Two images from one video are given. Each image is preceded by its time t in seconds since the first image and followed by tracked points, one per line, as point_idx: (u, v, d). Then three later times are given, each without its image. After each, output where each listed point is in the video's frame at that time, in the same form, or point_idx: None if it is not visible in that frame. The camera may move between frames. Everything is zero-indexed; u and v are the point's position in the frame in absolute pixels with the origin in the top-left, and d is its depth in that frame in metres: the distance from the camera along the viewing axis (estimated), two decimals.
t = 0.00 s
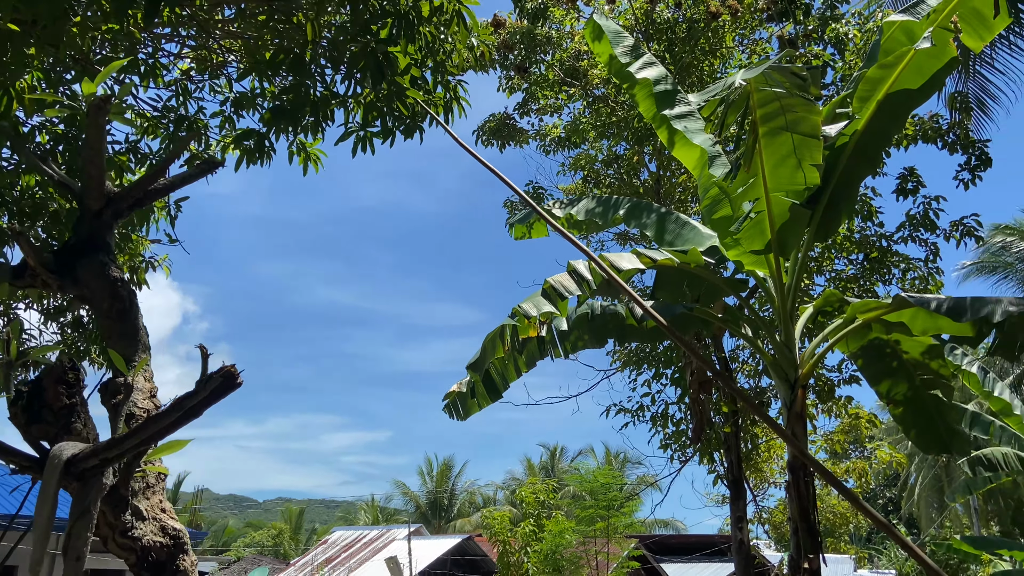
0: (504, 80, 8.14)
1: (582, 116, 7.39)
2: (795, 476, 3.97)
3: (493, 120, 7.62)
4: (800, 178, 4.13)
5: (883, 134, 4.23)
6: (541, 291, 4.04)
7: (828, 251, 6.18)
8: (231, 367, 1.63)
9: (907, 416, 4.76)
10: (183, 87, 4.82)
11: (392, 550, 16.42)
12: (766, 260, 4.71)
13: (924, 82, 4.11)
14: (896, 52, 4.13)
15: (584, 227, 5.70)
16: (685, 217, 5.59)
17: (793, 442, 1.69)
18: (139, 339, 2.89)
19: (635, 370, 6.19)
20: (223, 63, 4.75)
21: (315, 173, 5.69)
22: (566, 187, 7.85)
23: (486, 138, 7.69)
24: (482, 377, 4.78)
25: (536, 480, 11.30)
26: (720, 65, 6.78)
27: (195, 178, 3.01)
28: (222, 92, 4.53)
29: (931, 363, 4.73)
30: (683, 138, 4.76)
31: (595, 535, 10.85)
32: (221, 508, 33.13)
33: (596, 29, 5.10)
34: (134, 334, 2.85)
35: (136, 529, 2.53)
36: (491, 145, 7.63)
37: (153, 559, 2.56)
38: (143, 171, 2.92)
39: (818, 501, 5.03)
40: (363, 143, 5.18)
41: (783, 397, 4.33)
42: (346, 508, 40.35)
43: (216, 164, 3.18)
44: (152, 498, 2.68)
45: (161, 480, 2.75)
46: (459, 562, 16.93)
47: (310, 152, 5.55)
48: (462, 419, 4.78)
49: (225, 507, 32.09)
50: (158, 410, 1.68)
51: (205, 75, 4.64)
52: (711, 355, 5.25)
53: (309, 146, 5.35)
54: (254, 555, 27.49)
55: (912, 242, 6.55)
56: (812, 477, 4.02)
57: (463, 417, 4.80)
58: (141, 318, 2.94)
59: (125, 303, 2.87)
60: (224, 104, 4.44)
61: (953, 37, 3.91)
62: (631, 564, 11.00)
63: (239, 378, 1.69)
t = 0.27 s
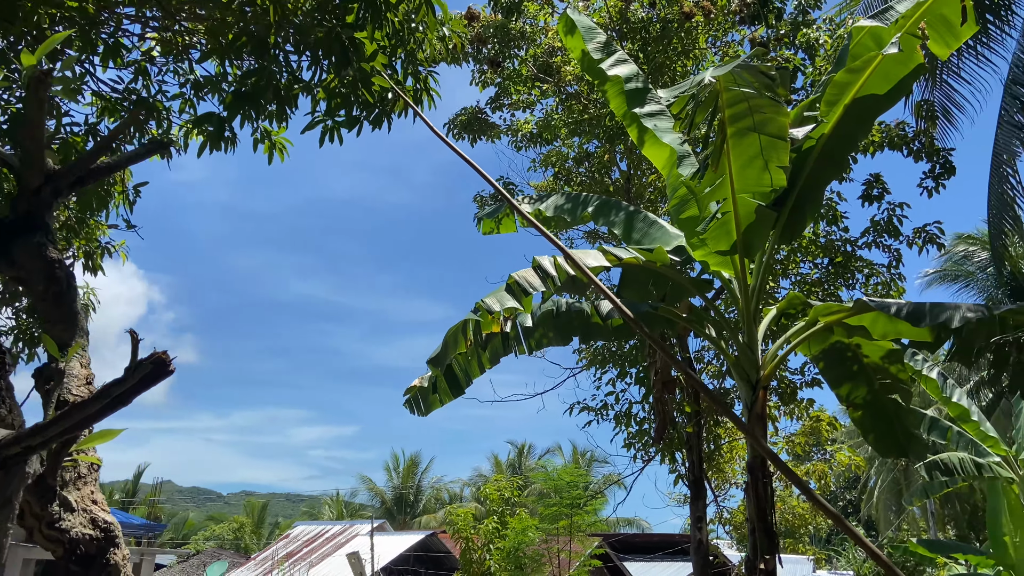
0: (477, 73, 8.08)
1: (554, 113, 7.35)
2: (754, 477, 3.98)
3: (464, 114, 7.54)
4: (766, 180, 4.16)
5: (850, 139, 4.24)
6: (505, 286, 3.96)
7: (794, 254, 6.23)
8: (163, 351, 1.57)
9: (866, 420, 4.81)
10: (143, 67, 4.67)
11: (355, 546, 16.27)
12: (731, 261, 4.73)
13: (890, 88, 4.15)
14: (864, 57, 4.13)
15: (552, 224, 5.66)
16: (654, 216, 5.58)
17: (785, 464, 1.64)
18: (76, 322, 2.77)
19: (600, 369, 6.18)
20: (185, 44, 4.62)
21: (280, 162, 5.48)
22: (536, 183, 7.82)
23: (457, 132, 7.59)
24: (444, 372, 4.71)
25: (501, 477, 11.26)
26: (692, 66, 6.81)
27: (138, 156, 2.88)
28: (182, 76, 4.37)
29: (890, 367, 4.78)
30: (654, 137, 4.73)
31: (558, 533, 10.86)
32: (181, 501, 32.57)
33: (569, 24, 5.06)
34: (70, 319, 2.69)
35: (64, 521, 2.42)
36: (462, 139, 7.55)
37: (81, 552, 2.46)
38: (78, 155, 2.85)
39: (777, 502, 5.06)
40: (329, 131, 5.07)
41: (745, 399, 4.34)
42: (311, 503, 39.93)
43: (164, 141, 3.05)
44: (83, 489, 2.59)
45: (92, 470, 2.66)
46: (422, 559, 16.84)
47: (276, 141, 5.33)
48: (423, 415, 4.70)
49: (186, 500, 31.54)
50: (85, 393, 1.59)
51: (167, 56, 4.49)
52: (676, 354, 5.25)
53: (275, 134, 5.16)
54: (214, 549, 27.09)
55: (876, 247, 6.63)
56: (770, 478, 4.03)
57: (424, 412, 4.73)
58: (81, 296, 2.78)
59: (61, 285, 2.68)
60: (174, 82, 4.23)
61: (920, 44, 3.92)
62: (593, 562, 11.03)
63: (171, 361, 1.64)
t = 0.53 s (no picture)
0: (458, 80, 8.05)
1: (535, 120, 7.32)
2: (729, 489, 3.91)
3: (445, 120, 7.49)
4: (743, 188, 4.12)
5: (826, 149, 4.22)
6: (477, 291, 3.86)
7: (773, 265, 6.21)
8: (86, 355, 1.76)
9: (843, 433, 4.77)
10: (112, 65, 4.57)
11: (333, 558, 16.01)
12: (708, 270, 4.69)
13: (866, 99, 4.15)
14: (841, 66, 4.09)
15: (531, 231, 5.60)
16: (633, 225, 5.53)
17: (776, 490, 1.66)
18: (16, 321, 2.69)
19: (578, 378, 6.11)
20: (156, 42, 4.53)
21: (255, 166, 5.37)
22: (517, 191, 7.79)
23: (437, 138, 7.52)
24: (416, 380, 4.62)
25: (481, 489, 11.14)
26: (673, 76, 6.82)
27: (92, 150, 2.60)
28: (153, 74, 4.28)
29: (868, 380, 4.75)
30: (631, 145, 4.68)
31: (537, 546, 10.74)
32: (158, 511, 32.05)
33: (548, 30, 5.03)
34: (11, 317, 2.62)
35: None
36: (442, 145, 7.49)
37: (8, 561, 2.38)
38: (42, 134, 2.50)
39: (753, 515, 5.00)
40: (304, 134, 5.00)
41: (720, 410, 4.28)
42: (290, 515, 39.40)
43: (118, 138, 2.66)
44: (14, 495, 2.50)
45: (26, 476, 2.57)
46: (402, 572, 16.61)
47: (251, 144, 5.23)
48: (394, 423, 4.60)
49: (163, 511, 31.03)
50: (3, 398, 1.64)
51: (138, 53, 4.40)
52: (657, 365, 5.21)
53: (249, 138, 5.06)
54: (190, 561, 26.61)
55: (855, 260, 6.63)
56: (745, 491, 3.97)
57: (396, 420, 4.63)
58: (22, 295, 2.71)
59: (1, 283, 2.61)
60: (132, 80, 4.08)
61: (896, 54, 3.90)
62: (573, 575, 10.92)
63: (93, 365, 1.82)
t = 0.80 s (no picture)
0: (471, 98, 8.09)
1: (548, 135, 7.31)
2: (755, 505, 3.77)
3: (458, 138, 7.52)
4: (758, 195, 4.03)
5: (844, 151, 4.11)
6: (487, 307, 3.81)
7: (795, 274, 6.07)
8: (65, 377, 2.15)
9: (874, 445, 4.58)
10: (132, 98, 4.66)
11: None
12: (727, 279, 4.57)
13: (883, 99, 4.02)
14: (856, 66, 3.98)
15: (547, 245, 5.53)
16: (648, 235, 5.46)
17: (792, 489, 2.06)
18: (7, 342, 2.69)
19: (599, 394, 6.00)
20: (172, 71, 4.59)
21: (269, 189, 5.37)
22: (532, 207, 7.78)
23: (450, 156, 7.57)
24: (431, 399, 4.55)
25: (507, 509, 11.02)
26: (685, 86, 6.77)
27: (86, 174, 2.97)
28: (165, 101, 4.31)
29: (898, 390, 4.55)
30: (644, 154, 4.63)
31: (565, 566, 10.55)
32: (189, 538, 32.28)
33: (555, 42, 4.98)
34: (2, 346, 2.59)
35: None
36: (455, 163, 7.51)
37: None
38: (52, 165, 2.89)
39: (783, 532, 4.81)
40: (315, 156, 5.02)
41: (744, 423, 4.13)
42: (321, 539, 39.42)
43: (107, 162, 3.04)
44: None
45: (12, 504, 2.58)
46: None
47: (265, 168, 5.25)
48: (409, 444, 4.53)
49: (195, 537, 31.25)
50: None
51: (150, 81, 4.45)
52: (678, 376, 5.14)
53: (262, 162, 5.09)
54: None
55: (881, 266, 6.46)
56: (772, 507, 3.82)
57: (411, 440, 4.55)
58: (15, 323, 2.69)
59: None
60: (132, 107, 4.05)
61: (913, 52, 3.79)
62: None
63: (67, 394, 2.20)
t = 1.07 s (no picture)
0: (508, 110, 8.15)
1: (586, 142, 7.26)
2: (815, 512, 3.59)
3: (496, 150, 7.62)
4: (805, 189, 3.87)
5: (895, 139, 3.91)
6: (526, 315, 3.77)
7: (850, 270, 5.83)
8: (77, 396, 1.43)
9: (940, 446, 4.34)
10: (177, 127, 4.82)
11: None
12: (776, 279, 4.40)
13: (935, 83, 3.82)
14: (903, 49, 3.81)
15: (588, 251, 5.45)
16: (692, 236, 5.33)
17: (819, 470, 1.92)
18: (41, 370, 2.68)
19: (648, 403, 5.86)
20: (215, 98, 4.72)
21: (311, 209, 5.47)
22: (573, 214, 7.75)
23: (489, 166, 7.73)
24: (475, 412, 4.52)
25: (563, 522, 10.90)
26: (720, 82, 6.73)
27: (114, 196, 2.83)
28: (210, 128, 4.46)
29: (964, 388, 4.32)
30: (684, 154, 4.54)
31: None
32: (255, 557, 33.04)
33: (588, 45, 4.92)
34: (30, 366, 2.65)
35: None
36: (493, 174, 7.60)
37: None
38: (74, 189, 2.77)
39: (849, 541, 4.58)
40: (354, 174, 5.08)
41: (800, 428, 3.95)
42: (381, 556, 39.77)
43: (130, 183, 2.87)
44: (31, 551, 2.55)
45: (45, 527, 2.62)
46: None
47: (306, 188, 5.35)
48: (455, 457, 4.50)
49: (260, 556, 31.96)
50: None
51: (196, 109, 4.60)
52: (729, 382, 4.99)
53: (303, 183, 5.18)
54: None
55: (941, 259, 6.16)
56: (834, 513, 3.65)
57: (457, 454, 4.52)
58: (47, 346, 2.76)
59: (24, 336, 2.71)
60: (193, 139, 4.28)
61: (963, 32, 3.60)
62: None
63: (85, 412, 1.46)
